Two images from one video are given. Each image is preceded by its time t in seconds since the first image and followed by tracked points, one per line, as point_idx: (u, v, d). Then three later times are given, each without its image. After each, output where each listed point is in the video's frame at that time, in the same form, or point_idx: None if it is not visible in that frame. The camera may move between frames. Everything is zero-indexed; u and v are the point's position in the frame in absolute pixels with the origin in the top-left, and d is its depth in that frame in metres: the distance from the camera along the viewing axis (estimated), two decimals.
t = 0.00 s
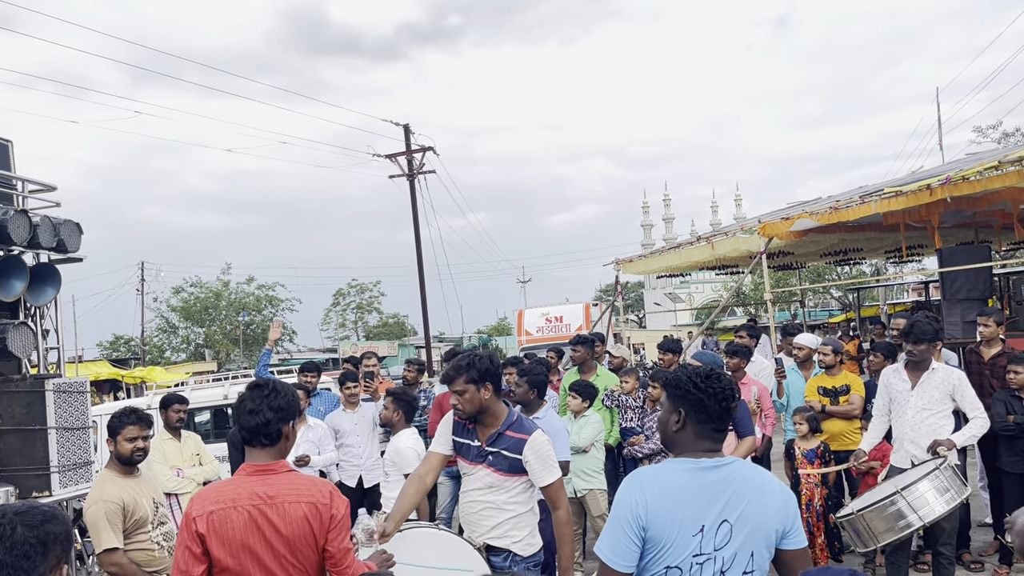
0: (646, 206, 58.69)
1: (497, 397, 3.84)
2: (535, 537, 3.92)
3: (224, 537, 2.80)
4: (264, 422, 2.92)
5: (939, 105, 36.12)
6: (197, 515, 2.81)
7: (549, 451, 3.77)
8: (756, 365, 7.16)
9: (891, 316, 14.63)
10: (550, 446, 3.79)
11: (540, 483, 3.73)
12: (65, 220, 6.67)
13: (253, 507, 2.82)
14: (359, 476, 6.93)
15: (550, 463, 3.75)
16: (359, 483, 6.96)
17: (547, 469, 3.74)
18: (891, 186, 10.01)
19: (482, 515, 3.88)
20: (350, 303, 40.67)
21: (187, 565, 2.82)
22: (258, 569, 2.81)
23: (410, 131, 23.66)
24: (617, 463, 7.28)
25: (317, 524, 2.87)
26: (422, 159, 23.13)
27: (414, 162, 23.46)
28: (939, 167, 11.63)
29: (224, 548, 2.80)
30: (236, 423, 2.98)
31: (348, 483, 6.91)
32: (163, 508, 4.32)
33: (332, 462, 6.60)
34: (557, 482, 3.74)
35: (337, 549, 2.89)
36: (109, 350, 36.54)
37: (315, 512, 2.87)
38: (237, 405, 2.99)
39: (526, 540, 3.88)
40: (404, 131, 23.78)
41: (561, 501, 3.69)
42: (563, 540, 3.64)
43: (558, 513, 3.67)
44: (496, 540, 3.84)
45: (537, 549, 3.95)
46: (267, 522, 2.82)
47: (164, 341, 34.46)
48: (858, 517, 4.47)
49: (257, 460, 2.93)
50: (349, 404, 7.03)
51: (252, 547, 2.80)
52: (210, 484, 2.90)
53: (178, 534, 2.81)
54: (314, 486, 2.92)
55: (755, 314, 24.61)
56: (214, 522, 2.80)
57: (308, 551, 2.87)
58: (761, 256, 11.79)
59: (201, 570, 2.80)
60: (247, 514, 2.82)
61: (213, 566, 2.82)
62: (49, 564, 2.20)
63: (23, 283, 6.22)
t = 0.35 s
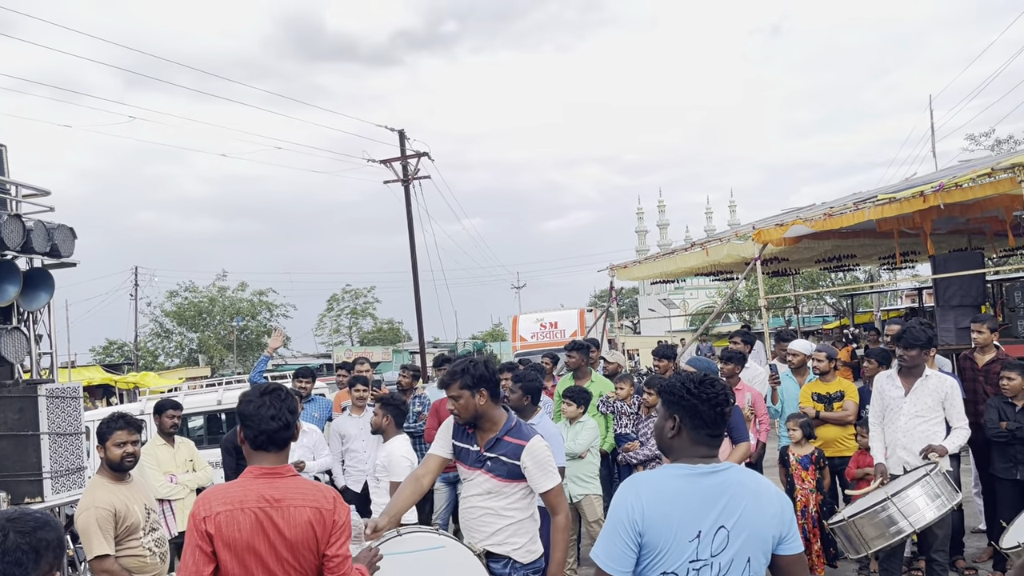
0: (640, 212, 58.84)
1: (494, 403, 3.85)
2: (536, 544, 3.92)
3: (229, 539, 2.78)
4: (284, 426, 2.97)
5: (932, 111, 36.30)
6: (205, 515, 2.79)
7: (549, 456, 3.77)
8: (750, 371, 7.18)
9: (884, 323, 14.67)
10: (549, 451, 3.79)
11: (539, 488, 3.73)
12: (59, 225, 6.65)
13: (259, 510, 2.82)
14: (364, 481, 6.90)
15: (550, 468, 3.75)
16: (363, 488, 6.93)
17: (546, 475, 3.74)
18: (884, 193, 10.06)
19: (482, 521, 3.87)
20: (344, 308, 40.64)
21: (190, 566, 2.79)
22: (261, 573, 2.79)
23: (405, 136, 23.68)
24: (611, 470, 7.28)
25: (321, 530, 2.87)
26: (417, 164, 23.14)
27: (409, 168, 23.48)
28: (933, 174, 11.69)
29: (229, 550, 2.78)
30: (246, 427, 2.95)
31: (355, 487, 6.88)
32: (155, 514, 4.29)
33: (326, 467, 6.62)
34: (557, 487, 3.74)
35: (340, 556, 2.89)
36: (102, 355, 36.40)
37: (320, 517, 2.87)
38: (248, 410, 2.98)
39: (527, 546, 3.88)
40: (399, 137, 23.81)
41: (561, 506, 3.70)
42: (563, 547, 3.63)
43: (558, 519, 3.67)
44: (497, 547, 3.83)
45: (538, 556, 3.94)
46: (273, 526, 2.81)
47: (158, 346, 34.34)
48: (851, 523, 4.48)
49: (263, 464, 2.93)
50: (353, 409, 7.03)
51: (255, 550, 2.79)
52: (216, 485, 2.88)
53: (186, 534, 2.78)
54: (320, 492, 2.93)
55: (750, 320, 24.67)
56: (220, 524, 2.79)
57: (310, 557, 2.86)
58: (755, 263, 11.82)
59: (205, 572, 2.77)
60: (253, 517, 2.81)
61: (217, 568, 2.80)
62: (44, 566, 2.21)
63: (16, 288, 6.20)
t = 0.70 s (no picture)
0: (634, 218, 58.99)
1: (495, 406, 3.84)
2: (531, 552, 3.87)
3: (223, 542, 2.76)
4: (286, 428, 3.01)
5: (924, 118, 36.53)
6: (199, 518, 2.77)
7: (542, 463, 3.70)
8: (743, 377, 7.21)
9: (877, 329, 14.71)
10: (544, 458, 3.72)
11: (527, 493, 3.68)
12: (52, 230, 6.62)
13: (255, 513, 2.81)
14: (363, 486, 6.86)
15: (541, 475, 3.68)
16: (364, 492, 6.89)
17: (537, 480, 3.67)
18: (877, 199, 10.10)
19: (479, 525, 3.87)
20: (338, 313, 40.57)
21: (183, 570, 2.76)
22: None
23: (399, 141, 23.69)
24: (605, 475, 7.28)
25: (316, 533, 2.86)
26: (412, 169, 23.13)
27: (403, 173, 23.47)
28: (925, 181, 11.75)
29: (223, 554, 2.76)
30: (245, 434, 2.94)
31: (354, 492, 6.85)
32: (144, 520, 4.28)
33: (318, 472, 6.55)
34: (549, 495, 3.67)
35: (335, 559, 2.88)
36: (94, 360, 36.24)
37: (316, 520, 2.87)
38: (247, 418, 2.97)
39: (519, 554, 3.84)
40: (394, 142, 23.82)
41: (550, 510, 3.65)
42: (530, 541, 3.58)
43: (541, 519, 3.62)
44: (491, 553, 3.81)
45: (534, 566, 3.89)
46: (268, 529, 2.80)
47: (151, 351, 34.20)
48: (843, 530, 4.47)
49: (260, 468, 2.92)
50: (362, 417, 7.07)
51: (250, 554, 2.77)
52: (211, 488, 2.87)
53: (180, 538, 2.75)
54: (315, 496, 2.93)
55: (743, 326, 24.73)
56: (215, 527, 2.77)
57: (305, 560, 2.84)
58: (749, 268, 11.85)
59: None
60: (249, 520, 2.79)
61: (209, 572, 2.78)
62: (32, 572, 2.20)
63: (8, 293, 6.17)
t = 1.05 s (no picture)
0: (628, 223, 59.12)
1: (505, 404, 3.94)
2: (531, 559, 3.83)
3: (208, 550, 2.74)
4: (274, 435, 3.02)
5: (917, 124, 36.76)
6: (183, 527, 2.75)
7: (524, 463, 3.66)
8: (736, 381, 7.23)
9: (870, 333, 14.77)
10: (530, 459, 3.68)
11: (505, 488, 3.66)
12: (43, 233, 6.60)
13: (239, 521, 2.80)
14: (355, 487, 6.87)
15: (519, 474, 3.64)
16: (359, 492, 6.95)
17: (514, 478, 3.64)
18: (869, 205, 10.14)
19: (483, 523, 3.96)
20: (331, 317, 40.52)
21: None
22: None
23: (393, 146, 23.71)
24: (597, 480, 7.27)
25: (301, 539, 2.87)
26: (405, 173, 23.13)
27: (397, 177, 23.47)
28: (917, 187, 11.80)
29: (208, 562, 2.74)
30: (239, 444, 2.90)
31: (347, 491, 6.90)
32: (132, 525, 4.25)
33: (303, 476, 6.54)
34: (522, 497, 3.62)
35: (320, 565, 2.89)
36: (86, 364, 36.08)
37: (301, 527, 2.87)
38: (240, 427, 2.92)
39: (518, 557, 3.81)
40: (387, 146, 23.82)
41: (514, 516, 3.58)
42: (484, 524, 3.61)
43: (502, 514, 3.60)
44: (488, 553, 3.86)
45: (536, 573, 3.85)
46: (253, 537, 2.79)
47: (143, 355, 34.07)
48: (829, 538, 4.46)
49: (246, 475, 2.91)
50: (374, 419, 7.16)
51: (234, 561, 2.76)
52: (194, 497, 2.85)
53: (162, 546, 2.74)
54: (299, 502, 2.93)
55: (737, 330, 24.78)
56: (199, 534, 2.75)
57: (290, 567, 2.85)
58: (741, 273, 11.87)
59: None
60: (234, 527, 2.78)
61: None
62: None
63: None
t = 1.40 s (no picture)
0: (622, 226, 59.26)
1: (530, 401, 3.97)
2: (553, 563, 3.82)
3: (202, 556, 2.72)
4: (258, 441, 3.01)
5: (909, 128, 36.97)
6: (176, 533, 2.72)
7: (528, 454, 3.65)
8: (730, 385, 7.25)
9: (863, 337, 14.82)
10: (535, 450, 3.67)
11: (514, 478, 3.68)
12: (35, 236, 6.56)
13: (232, 526, 2.79)
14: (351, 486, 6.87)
15: (524, 465, 3.64)
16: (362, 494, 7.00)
17: (519, 468, 3.65)
18: (862, 208, 10.17)
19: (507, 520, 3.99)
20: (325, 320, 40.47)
21: None
22: None
23: (387, 149, 23.72)
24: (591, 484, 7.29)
25: (291, 541, 2.90)
26: (400, 176, 23.15)
27: (391, 180, 23.45)
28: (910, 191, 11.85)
29: (203, 568, 2.72)
30: (220, 447, 2.88)
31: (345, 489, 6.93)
32: (122, 529, 4.23)
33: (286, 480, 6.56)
34: (528, 486, 3.62)
35: (308, 567, 2.93)
36: (78, 367, 35.94)
37: (291, 529, 2.90)
38: (222, 431, 2.91)
39: (547, 553, 3.81)
40: (381, 149, 23.81)
41: (517, 505, 3.61)
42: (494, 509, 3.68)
43: (507, 501, 3.64)
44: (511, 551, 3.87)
45: None
46: (245, 541, 2.79)
47: (136, 358, 33.94)
48: (819, 545, 4.44)
49: (232, 480, 2.89)
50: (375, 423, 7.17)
51: (227, 567, 2.75)
52: (183, 503, 2.82)
53: (153, 553, 2.70)
54: (286, 505, 2.96)
55: (731, 333, 24.83)
56: (194, 540, 2.73)
57: (280, 570, 2.87)
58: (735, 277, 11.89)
59: None
60: (227, 532, 2.77)
61: None
62: None
63: None
